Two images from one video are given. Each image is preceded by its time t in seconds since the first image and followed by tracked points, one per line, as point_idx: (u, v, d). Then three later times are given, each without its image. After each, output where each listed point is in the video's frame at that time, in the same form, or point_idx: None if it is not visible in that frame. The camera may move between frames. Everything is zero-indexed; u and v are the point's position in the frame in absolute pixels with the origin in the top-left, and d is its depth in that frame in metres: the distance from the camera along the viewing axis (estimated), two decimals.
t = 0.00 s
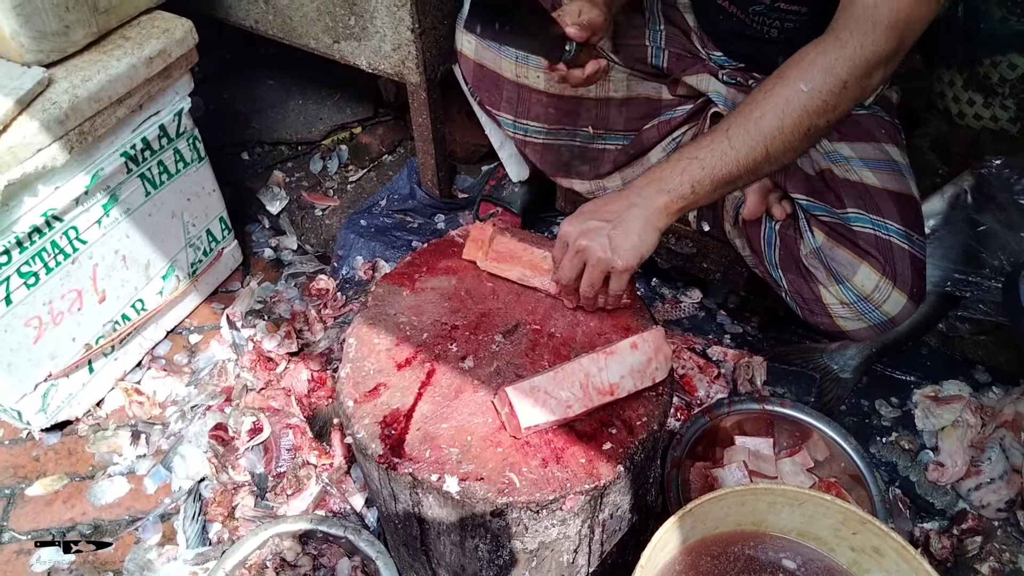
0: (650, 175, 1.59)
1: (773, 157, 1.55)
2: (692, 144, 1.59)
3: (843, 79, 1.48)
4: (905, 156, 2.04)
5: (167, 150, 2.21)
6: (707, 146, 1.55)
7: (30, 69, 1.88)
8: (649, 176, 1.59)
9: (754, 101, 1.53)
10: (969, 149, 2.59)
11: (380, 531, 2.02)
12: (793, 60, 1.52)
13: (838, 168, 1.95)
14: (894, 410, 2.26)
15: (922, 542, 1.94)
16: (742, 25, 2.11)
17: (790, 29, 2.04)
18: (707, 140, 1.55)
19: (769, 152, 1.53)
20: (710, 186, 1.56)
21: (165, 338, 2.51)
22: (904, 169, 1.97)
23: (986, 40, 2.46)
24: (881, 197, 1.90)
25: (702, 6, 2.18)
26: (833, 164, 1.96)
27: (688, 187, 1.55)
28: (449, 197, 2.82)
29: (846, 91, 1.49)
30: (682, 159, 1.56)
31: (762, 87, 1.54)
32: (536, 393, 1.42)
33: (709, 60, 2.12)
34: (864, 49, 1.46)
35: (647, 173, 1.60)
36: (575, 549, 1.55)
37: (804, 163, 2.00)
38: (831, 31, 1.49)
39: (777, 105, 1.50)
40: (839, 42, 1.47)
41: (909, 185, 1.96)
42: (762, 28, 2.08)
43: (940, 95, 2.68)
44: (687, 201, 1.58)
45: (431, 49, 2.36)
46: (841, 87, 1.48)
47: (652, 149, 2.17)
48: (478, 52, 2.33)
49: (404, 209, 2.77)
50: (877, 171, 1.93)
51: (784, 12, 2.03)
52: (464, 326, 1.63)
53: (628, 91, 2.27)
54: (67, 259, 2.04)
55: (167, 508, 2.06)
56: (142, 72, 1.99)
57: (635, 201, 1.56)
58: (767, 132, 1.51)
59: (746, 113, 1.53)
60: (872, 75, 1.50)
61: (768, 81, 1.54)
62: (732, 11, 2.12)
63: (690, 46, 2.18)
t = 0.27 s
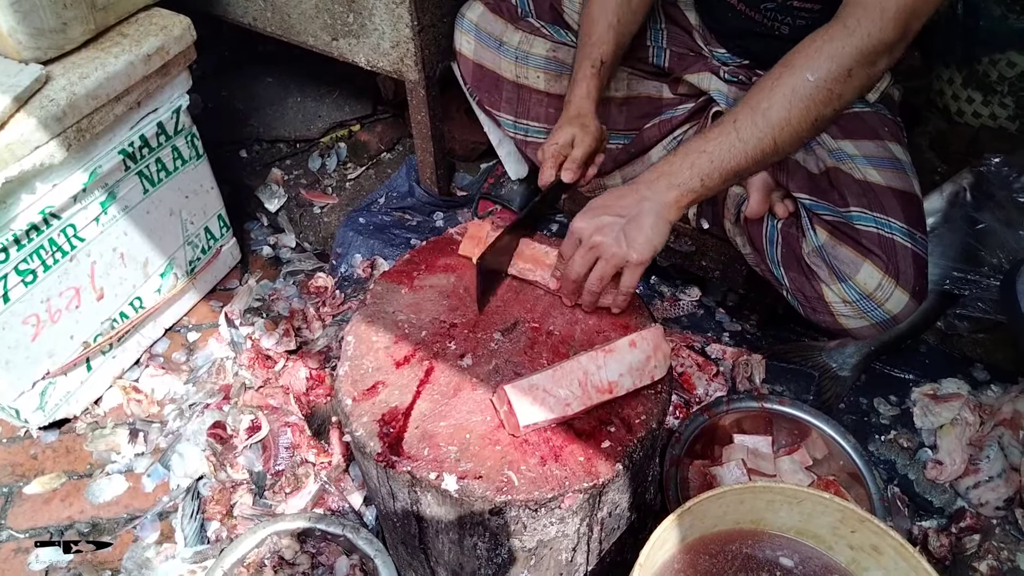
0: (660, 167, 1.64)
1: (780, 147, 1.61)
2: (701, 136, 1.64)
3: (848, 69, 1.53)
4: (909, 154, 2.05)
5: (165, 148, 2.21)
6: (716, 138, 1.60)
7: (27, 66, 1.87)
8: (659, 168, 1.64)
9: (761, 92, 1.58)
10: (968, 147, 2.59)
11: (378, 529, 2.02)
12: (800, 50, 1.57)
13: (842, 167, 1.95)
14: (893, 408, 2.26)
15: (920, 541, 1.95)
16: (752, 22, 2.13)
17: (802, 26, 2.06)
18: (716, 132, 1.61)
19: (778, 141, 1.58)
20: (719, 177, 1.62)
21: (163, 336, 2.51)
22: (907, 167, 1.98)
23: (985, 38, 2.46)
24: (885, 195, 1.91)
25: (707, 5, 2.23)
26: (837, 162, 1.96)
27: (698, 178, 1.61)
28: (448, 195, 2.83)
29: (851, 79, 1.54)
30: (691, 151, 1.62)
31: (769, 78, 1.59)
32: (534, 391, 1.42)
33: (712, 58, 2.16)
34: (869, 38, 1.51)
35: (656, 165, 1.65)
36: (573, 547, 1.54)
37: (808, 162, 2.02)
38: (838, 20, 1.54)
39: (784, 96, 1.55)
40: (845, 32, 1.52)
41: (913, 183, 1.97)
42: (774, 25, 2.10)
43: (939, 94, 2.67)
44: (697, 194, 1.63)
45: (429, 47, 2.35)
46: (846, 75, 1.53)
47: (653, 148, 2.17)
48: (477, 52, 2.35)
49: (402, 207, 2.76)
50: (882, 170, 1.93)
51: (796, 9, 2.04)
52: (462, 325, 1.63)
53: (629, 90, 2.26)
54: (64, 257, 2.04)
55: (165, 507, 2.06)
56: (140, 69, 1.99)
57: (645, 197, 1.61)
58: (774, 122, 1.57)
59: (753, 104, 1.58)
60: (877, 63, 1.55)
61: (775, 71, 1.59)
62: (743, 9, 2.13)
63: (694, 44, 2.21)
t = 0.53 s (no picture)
0: (697, 183, 1.64)
1: (822, 165, 1.64)
2: (739, 153, 1.66)
3: (893, 91, 1.60)
4: (904, 156, 2.07)
5: (165, 148, 2.21)
6: (759, 154, 1.62)
7: (28, 67, 1.87)
8: (695, 184, 1.64)
9: (807, 111, 1.61)
10: (969, 149, 2.62)
11: (378, 530, 2.02)
12: (844, 71, 1.61)
13: (841, 168, 1.95)
14: (893, 410, 2.26)
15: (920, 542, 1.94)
16: (746, 24, 2.15)
17: (795, 28, 2.08)
18: (759, 148, 1.63)
19: (822, 159, 1.62)
20: (760, 193, 1.64)
21: (163, 337, 2.51)
22: (903, 168, 1.99)
23: (988, 40, 2.45)
24: (883, 197, 1.92)
25: (703, 7, 2.26)
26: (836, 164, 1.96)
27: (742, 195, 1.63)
28: (449, 196, 2.83)
29: (895, 101, 1.62)
30: (733, 167, 1.63)
31: (812, 97, 1.62)
32: (535, 392, 1.42)
33: (709, 60, 2.19)
34: (910, 63, 1.60)
35: (693, 181, 1.66)
36: (573, 549, 1.54)
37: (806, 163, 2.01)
38: (881, 44, 1.61)
39: (832, 115, 1.59)
40: (889, 56, 1.59)
41: (910, 185, 1.98)
42: (767, 27, 2.11)
43: (939, 96, 2.64)
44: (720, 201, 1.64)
45: (430, 48, 2.35)
46: (891, 98, 1.61)
47: (651, 150, 2.14)
48: (477, 53, 2.35)
49: (403, 208, 2.77)
50: (879, 172, 1.95)
51: (789, 12, 2.06)
52: (462, 326, 1.63)
53: (628, 91, 2.23)
54: (65, 258, 2.04)
55: (165, 507, 2.06)
56: (141, 70, 1.99)
57: (675, 206, 1.62)
58: (822, 140, 1.60)
59: (800, 122, 1.61)
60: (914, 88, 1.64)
61: (817, 91, 1.63)
62: (735, 11, 2.15)
63: (692, 45, 2.24)
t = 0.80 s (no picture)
0: (691, 183, 1.63)
1: (813, 163, 1.64)
2: (731, 153, 1.65)
3: (882, 89, 1.60)
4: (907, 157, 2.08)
5: (165, 149, 2.21)
6: (751, 153, 1.61)
7: (28, 67, 1.87)
8: (689, 184, 1.63)
9: (798, 110, 1.61)
10: (968, 150, 2.61)
11: (377, 530, 2.02)
12: (833, 70, 1.61)
13: (845, 168, 1.96)
14: (893, 411, 2.26)
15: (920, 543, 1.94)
16: (751, 23, 2.15)
17: (799, 28, 2.07)
18: (751, 147, 1.62)
19: (814, 157, 1.62)
20: (753, 194, 1.63)
21: (162, 337, 2.51)
22: (907, 169, 2.00)
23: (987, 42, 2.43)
24: (887, 196, 1.93)
25: (707, 6, 2.26)
26: (840, 163, 1.96)
27: (735, 195, 1.61)
28: (448, 197, 2.83)
29: (886, 98, 1.61)
30: (726, 167, 1.62)
31: (802, 96, 1.62)
32: (534, 392, 1.42)
33: (713, 58, 2.19)
34: (900, 61, 1.59)
35: (687, 181, 1.64)
36: (572, 549, 1.54)
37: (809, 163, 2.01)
38: (869, 42, 1.61)
39: (822, 113, 1.59)
40: (878, 54, 1.59)
41: (914, 184, 1.99)
42: (771, 26, 2.11)
43: (940, 96, 2.66)
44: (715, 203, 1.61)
45: (430, 49, 2.35)
46: (882, 94, 1.60)
47: (654, 149, 2.14)
48: (480, 53, 2.36)
49: (402, 208, 2.77)
50: (883, 171, 1.95)
51: (794, 11, 2.05)
52: (462, 326, 1.63)
53: (632, 91, 2.24)
54: (64, 258, 2.04)
55: (164, 507, 2.06)
56: (140, 70, 1.99)
57: (670, 210, 1.60)
58: (813, 139, 1.60)
59: (791, 121, 1.61)
60: (905, 86, 1.64)
61: (807, 90, 1.63)
62: (740, 9, 2.15)
63: (695, 45, 2.24)
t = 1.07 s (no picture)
0: (688, 181, 1.62)
1: (810, 159, 1.62)
2: (729, 150, 1.64)
3: (880, 84, 1.58)
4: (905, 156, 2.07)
5: (163, 147, 2.21)
6: (748, 150, 1.60)
7: (25, 64, 1.87)
8: (687, 182, 1.62)
9: (795, 105, 1.59)
10: (965, 149, 2.62)
11: (375, 529, 2.02)
12: (830, 65, 1.59)
13: (842, 168, 1.94)
14: (890, 410, 2.26)
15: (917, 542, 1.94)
16: (750, 23, 2.13)
17: (799, 27, 2.07)
18: (748, 144, 1.60)
19: (812, 154, 1.60)
20: (750, 192, 1.62)
21: (160, 336, 2.50)
22: (904, 169, 1.99)
23: (985, 41, 2.44)
24: (884, 197, 1.91)
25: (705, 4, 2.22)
26: (837, 163, 1.95)
27: (733, 192, 1.60)
28: (446, 195, 2.83)
29: (883, 93, 1.60)
30: (723, 163, 1.61)
31: (799, 91, 1.60)
32: (532, 391, 1.42)
33: (711, 58, 2.19)
34: (898, 55, 1.57)
35: (685, 179, 1.63)
36: (569, 548, 1.54)
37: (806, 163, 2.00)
38: (866, 36, 1.59)
39: (819, 109, 1.57)
40: (876, 49, 1.57)
41: (911, 185, 1.98)
42: (771, 26, 2.10)
43: (937, 95, 2.65)
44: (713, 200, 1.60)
45: (428, 47, 2.35)
46: (878, 90, 1.59)
47: (652, 149, 2.15)
48: (476, 53, 2.34)
49: (400, 207, 2.77)
50: (879, 172, 1.94)
51: (794, 10, 2.04)
52: (459, 325, 1.63)
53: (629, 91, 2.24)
54: (61, 256, 2.03)
55: (161, 506, 2.06)
56: (138, 68, 1.99)
57: (671, 206, 1.59)
58: (810, 135, 1.58)
59: (788, 117, 1.59)
60: (904, 79, 1.61)
61: (804, 85, 1.61)
62: (739, 9, 2.13)
63: (694, 44, 2.24)
